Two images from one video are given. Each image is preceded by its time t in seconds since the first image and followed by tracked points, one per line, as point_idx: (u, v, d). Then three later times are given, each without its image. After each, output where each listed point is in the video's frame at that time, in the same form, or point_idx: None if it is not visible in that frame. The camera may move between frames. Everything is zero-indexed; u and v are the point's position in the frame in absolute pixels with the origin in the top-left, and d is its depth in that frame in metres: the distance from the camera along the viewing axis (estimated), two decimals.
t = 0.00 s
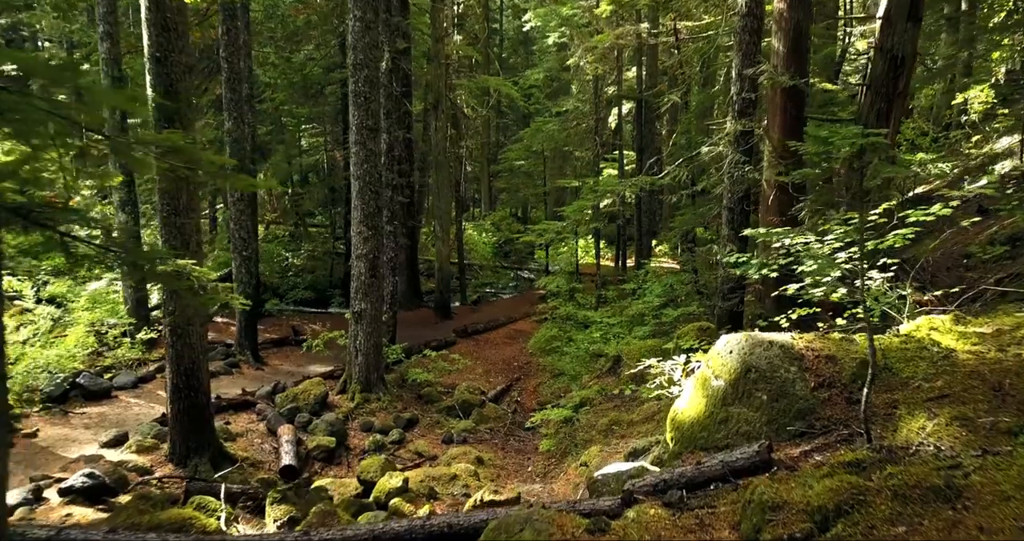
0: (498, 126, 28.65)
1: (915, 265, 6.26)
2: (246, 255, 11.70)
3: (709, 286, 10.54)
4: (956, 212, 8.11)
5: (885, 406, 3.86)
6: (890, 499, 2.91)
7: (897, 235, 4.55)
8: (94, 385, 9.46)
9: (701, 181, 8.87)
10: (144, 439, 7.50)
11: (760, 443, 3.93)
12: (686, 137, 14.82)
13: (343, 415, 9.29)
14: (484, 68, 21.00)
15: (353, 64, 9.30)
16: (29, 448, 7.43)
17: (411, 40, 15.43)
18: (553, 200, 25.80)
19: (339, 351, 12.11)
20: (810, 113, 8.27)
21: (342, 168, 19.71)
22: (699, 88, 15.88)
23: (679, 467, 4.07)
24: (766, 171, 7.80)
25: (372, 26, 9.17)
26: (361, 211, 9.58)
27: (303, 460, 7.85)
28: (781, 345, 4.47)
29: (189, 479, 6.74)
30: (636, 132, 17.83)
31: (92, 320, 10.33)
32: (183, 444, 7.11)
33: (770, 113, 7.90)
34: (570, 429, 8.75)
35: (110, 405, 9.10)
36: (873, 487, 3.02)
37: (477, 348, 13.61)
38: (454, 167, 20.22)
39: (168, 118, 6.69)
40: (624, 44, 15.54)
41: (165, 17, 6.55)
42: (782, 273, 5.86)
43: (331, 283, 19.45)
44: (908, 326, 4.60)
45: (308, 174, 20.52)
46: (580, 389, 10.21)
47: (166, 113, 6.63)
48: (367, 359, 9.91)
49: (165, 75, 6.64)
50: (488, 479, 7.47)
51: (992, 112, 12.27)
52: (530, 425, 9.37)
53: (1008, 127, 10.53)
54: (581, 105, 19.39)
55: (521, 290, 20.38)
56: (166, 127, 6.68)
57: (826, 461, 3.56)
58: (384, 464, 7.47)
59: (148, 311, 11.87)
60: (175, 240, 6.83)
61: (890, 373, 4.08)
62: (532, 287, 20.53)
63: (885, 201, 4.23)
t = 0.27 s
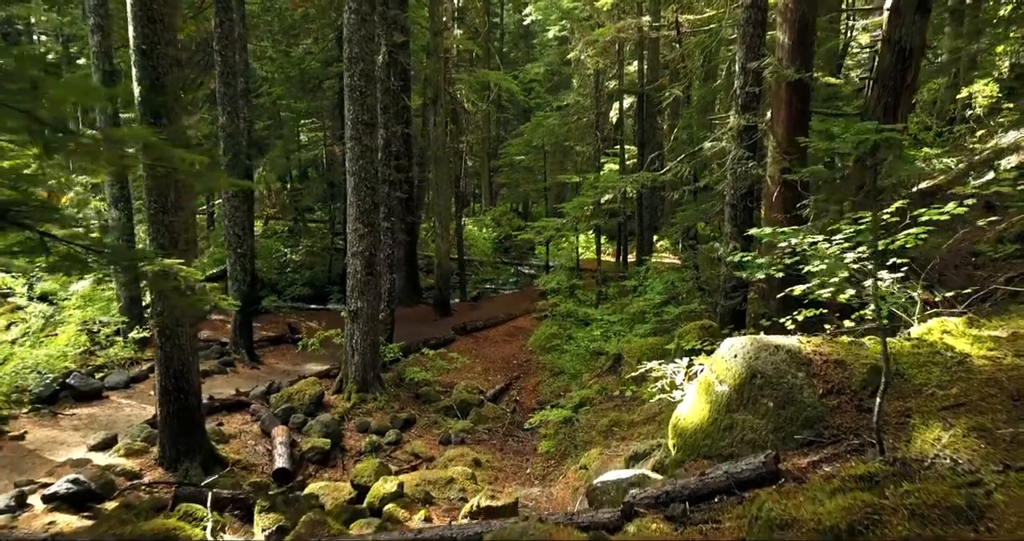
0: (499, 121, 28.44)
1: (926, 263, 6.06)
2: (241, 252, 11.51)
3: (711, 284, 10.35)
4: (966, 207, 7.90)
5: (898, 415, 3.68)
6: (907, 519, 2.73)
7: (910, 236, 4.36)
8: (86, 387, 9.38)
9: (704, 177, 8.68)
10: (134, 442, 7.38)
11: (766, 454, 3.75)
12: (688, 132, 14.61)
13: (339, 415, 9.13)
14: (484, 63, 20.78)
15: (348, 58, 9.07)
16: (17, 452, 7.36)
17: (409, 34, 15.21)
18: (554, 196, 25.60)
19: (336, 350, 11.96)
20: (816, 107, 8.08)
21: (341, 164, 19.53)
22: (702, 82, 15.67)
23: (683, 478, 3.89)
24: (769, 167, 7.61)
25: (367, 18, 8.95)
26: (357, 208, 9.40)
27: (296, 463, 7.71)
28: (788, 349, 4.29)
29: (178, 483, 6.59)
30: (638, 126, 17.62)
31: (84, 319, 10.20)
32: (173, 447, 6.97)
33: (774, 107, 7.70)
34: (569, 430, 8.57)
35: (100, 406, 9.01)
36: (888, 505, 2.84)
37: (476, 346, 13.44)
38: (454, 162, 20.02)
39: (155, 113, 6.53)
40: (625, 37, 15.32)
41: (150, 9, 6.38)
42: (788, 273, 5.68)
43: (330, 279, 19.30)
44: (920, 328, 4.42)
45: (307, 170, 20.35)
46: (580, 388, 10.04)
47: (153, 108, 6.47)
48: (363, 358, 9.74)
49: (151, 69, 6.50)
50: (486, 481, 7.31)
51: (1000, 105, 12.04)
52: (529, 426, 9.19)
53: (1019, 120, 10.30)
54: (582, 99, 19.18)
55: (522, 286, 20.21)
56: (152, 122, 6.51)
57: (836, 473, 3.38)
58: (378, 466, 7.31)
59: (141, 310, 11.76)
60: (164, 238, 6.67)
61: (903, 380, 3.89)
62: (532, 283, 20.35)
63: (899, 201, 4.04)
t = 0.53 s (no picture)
0: (500, 117, 28.27)
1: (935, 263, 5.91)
2: (236, 251, 11.33)
3: (713, 283, 10.19)
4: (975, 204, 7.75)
5: (910, 425, 3.55)
6: None
7: (920, 237, 4.24)
8: (80, 388, 9.24)
9: (706, 175, 8.51)
10: (126, 445, 7.25)
11: (773, 465, 3.62)
12: (689, 129, 14.44)
13: (336, 417, 8.99)
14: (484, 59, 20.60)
15: (344, 53, 8.92)
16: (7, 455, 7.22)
17: (407, 29, 15.05)
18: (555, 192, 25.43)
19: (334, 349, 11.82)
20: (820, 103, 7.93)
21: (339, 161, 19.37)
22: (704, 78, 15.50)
23: (687, 489, 3.75)
24: (773, 164, 7.44)
25: (363, 13, 8.81)
26: (354, 206, 9.26)
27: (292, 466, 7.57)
28: (794, 355, 4.15)
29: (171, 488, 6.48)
30: (639, 123, 17.45)
31: (78, 319, 10.07)
32: (166, 450, 6.84)
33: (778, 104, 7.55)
34: (569, 432, 8.42)
35: (94, 408, 8.88)
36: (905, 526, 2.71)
37: (475, 345, 13.30)
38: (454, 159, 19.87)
39: (144, 110, 6.38)
40: (626, 33, 15.15)
41: (139, 3, 6.24)
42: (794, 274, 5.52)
43: (329, 277, 19.15)
44: (931, 332, 4.27)
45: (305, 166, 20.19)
46: (581, 388, 9.90)
47: (142, 104, 6.33)
48: (361, 358, 9.61)
49: (140, 65, 6.36)
50: (484, 485, 7.18)
51: (1005, 101, 11.87)
52: (529, 427, 9.04)
53: None
54: (582, 96, 19.00)
55: (522, 284, 20.07)
56: (142, 119, 6.36)
57: (847, 487, 3.25)
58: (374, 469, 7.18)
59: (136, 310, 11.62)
60: (155, 238, 6.54)
61: (915, 387, 3.76)
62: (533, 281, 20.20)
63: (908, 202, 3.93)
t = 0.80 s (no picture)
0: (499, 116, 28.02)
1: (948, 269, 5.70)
2: (231, 252, 11.03)
3: (716, 286, 9.97)
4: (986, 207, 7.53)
5: (931, 445, 3.35)
6: None
7: (937, 244, 4.04)
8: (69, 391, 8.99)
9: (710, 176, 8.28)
10: (113, 452, 7.04)
11: (785, 486, 3.43)
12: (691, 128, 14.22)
13: (330, 422, 8.78)
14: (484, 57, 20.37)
15: (340, 50, 8.71)
16: None
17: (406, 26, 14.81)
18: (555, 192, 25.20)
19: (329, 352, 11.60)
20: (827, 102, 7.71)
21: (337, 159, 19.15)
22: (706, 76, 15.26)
23: (693, 510, 3.55)
24: (779, 165, 7.31)
25: (358, 10, 8.61)
26: (349, 207, 9.06)
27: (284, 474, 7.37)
28: (805, 367, 3.94)
29: (159, 499, 6.28)
30: (641, 122, 17.22)
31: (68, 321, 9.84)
32: (154, 459, 6.64)
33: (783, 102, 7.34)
34: (569, 440, 8.21)
35: (83, 412, 8.60)
36: None
37: (474, 347, 13.09)
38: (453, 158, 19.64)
39: (131, 107, 6.16)
40: (628, 30, 14.93)
41: None
42: (803, 280, 5.30)
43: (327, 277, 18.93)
44: (949, 344, 4.07)
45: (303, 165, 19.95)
46: (581, 394, 9.69)
47: (129, 102, 6.11)
48: (356, 363, 9.42)
49: (127, 61, 6.14)
50: (482, 495, 6.98)
51: (1014, 100, 11.66)
52: (528, 434, 8.84)
53: None
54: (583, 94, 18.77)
55: (522, 285, 19.85)
56: (128, 117, 6.16)
57: (865, 513, 3.06)
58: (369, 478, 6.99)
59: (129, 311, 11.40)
60: (141, 241, 6.33)
61: (935, 404, 3.56)
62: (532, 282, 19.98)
63: (929, 207, 3.72)
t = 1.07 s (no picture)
0: (499, 115, 27.88)
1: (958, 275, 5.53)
2: (224, 255, 10.84)
3: (718, 289, 9.79)
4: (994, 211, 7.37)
5: (948, 464, 3.18)
6: None
7: (951, 249, 3.88)
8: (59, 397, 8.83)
9: (713, 177, 8.10)
10: (101, 462, 6.88)
11: (792, 505, 3.26)
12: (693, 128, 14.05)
13: (325, 429, 8.61)
14: (483, 57, 20.19)
15: (334, 49, 8.53)
16: None
17: (404, 26, 14.63)
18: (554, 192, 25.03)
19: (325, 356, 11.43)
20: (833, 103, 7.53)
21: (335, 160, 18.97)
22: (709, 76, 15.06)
23: (696, 528, 3.40)
24: (783, 166, 7.14)
25: (354, 8, 8.43)
26: (344, 209, 8.89)
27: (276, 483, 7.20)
28: (812, 378, 3.78)
29: (147, 510, 6.11)
30: (641, 122, 17.05)
31: (58, 325, 9.66)
32: (143, 469, 6.48)
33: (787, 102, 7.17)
34: (568, 447, 8.05)
35: (73, 419, 8.44)
36: None
37: (473, 351, 12.93)
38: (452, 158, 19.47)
39: (118, 107, 5.92)
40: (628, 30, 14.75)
41: None
42: (808, 286, 5.12)
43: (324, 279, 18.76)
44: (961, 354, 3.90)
45: (300, 165, 19.75)
46: (580, 399, 9.53)
47: (116, 101, 5.90)
48: (351, 367, 9.25)
49: (114, 60, 5.95)
50: (478, 505, 6.81)
51: (1020, 100, 11.48)
52: (526, 441, 8.68)
53: None
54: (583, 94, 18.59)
55: (521, 286, 19.69)
56: (116, 117, 5.89)
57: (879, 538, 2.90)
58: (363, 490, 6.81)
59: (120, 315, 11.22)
60: (129, 245, 6.15)
61: (951, 420, 3.39)
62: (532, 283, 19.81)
63: (945, 211, 3.56)
